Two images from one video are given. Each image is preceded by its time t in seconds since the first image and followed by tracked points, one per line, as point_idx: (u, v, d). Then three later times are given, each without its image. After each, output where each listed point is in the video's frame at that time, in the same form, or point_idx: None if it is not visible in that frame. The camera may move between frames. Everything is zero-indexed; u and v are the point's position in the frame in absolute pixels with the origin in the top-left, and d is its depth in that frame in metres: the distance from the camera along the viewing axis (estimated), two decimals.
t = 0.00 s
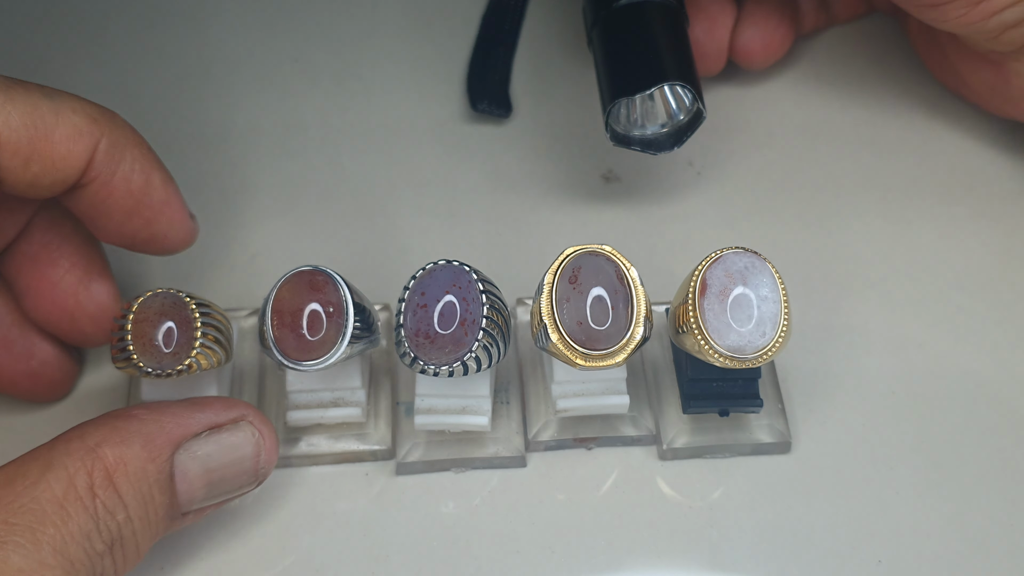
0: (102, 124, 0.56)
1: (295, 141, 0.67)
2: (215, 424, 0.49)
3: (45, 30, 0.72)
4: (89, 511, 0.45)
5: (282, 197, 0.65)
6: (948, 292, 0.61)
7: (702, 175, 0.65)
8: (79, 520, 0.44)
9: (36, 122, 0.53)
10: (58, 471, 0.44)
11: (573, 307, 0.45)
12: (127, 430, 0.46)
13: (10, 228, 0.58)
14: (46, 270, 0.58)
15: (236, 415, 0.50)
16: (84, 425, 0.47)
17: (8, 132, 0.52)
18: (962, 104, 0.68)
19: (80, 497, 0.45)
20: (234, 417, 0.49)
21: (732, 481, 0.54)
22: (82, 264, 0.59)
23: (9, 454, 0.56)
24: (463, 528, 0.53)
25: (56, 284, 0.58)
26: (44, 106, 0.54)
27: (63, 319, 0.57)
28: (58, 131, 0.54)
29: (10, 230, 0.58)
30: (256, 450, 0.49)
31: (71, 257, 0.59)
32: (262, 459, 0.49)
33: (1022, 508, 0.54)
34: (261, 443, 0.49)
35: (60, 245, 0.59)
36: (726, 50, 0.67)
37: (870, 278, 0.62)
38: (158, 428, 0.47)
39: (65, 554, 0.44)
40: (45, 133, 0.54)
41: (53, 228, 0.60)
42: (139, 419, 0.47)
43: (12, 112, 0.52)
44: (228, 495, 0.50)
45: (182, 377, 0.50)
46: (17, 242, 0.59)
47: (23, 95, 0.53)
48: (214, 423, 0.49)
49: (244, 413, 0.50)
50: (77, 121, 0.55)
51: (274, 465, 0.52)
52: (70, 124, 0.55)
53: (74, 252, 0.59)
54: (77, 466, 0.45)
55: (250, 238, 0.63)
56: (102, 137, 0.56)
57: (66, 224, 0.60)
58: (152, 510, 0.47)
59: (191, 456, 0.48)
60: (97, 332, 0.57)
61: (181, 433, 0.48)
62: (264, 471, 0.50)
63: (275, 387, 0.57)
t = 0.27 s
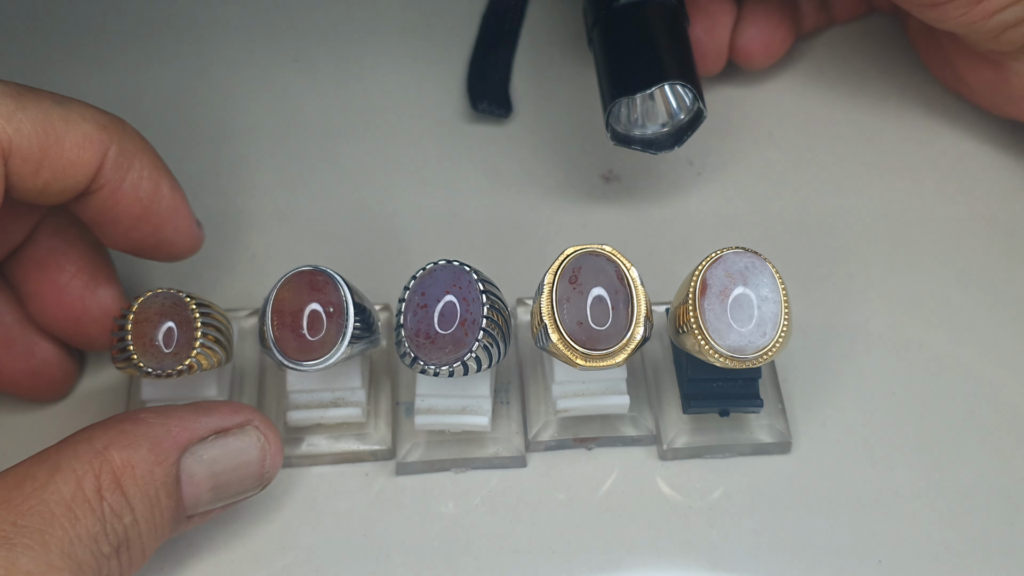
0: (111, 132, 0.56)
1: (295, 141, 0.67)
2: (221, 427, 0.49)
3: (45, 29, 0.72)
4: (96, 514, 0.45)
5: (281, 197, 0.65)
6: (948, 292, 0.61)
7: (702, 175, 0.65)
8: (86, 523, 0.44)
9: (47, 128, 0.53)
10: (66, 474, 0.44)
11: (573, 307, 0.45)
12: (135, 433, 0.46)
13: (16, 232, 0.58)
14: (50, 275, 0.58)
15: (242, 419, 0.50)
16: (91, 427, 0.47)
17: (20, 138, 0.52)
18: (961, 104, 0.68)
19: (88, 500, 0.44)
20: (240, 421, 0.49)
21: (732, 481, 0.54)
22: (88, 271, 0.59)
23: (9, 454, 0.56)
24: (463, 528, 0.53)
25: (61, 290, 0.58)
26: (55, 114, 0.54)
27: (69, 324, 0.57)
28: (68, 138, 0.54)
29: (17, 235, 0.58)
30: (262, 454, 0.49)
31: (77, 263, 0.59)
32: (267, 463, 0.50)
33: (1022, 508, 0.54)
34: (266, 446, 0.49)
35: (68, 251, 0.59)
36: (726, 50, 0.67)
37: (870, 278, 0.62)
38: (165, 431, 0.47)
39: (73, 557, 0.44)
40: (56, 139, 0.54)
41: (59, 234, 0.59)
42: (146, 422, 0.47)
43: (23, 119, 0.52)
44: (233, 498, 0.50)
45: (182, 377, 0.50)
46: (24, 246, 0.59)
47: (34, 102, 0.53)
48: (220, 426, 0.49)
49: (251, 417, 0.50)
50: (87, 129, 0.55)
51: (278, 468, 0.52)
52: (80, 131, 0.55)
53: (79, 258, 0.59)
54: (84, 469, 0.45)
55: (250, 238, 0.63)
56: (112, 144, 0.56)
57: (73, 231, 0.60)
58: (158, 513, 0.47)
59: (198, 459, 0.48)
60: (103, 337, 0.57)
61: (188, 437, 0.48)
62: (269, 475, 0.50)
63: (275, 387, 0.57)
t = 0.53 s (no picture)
0: (111, 129, 0.56)
1: (295, 141, 0.67)
2: (223, 427, 0.49)
3: (44, 29, 0.72)
4: (98, 513, 0.45)
5: (281, 197, 0.65)
6: (948, 292, 0.61)
7: (702, 175, 0.65)
8: (88, 522, 0.44)
9: (47, 126, 0.53)
10: (68, 473, 0.44)
11: (574, 307, 0.45)
12: (137, 432, 0.46)
13: (18, 233, 0.58)
14: (52, 275, 0.58)
15: (245, 419, 0.50)
16: (93, 426, 0.47)
17: (20, 135, 0.52)
18: (961, 104, 0.68)
19: (90, 499, 0.44)
20: (243, 421, 0.49)
21: (732, 481, 0.54)
22: (90, 272, 0.59)
23: (8, 455, 0.56)
24: (464, 527, 0.53)
25: (63, 291, 0.58)
26: (55, 112, 0.54)
27: (71, 325, 0.57)
28: (68, 135, 0.54)
29: (19, 236, 0.58)
30: (264, 454, 0.49)
31: (79, 264, 0.59)
32: (269, 463, 0.50)
33: (1022, 508, 0.54)
34: (268, 446, 0.49)
35: (70, 252, 0.59)
36: (726, 50, 0.67)
37: (870, 278, 0.62)
38: (168, 431, 0.47)
39: (75, 556, 0.44)
40: (56, 137, 0.53)
41: (61, 235, 0.59)
42: (148, 421, 0.47)
43: (24, 117, 0.52)
44: (234, 497, 0.50)
45: (182, 377, 0.50)
46: (26, 247, 0.59)
47: (34, 100, 0.53)
48: (222, 426, 0.49)
49: (253, 417, 0.50)
50: (87, 127, 0.55)
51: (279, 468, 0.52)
52: (80, 129, 0.55)
53: (81, 258, 0.59)
54: (87, 468, 0.45)
55: (250, 238, 0.63)
56: (112, 141, 0.56)
57: (75, 231, 0.60)
58: (160, 512, 0.47)
59: (200, 459, 0.48)
60: (104, 337, 0.57)
61: (190, 437, 0.48)
62: (270, 474, 0.50)
63: (275, 388, 0.57)
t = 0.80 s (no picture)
0: (111, 129, 0.56)
1: (295, 141, 0.67)
2: (225, 430, 0.49)
3: (44, 29, 0.72)
4: (101, 515, 0.45)
5: (281, 197, 0.65)
6: (948, 292, 0.61)
7: (702, 175, 0.65)
8: (91, 524, 0.44)
9: (46, 125, 0.53)
10: (70, 475, 0.44)
11: (574, 307, 0.45)
12: (139, 435, 0.46)
13: (20, 234, 0.58)
14: (54, 277, 0.58)
15: (248, 421, 0.50)
16: (95, 429, 0.47)
17: (20, 135, 0.52)
18: (961, 103, 0.68)
19: (92, 501, 0.44)
20: (244, 423, 0.49)
21: (732, 481, 0.54)
22: (92, 274, 0.59)
23: (9, 454, 0.56)
24: (464, 527, 0.53)
25: (65, 293, 0.58)
26: (55, 111, 0.54)
27: (73, 327, 0.57)
28: (68, 134, 0.54)
29: (21, 237, 0.58)
30: (265, 456, 0.49)
31: (80, 266, 0.59)
32: (270, 466, 0.50)
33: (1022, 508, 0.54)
34: (270, 449, 0.49)
35: (72, 255, 0.59)
36: (726, 49, 0.67)
37: (870, 278, 0.62)
38: (170, 433, 0.47)
39: (77, 558, 0.43)
40: (55, 136, 0.53)
41: (64, 236, 0.59)
42: (151, 423, 0.47)
43: (24, 117, 0.52)
44: (236, 500, 0.50)
45: (182, 377, 0.50)
46: (28, 249, 0.59)
47: (33, 99, 0.53)
48: (224, 429, 0.49)
49: (255, 420, 0.50)
50: (87, 126, 0.55)
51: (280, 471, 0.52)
52: (80, 128, 0.54)
53: (82, 260, 0.59)
54: (89, 470, 0.45)
55: (250, 238, 0.63)
56: (111, 140, 0.56)
57: (78, 233, 0.60)
58: (162, 515, 0.47)
59: (201, 461, 0.48)
60: (106, 340, 0.57)
61: (192, 439, 0.48)
62: (271, 477, 0.50)
63: (275, 388, 0.57)
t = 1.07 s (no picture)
0: (106, 124, 0.56)
1: (295, 141, 0.67)
2: (225, 432, 0.48)
3: (44, 30, 0.72)
4: (101, 516, 0.45)
5: (281, 197, 0.65)
6: (948, 292, 0.61)
7: (702, 175, 0.65)
8: (91, 526, 0.44)
9: (43, 122, 0.53)
10: (71, 476, 0.44)
11: (574, 307, 0.45)
12: (140, 436, 0.46)
13: (20, 236, 0.58)
14: (53, 278, 0.58)
15: (247, 423, 0.49)
16: (96, 429, 0.47)
17: (16, 132, 0.52)
18: (962, 104, 0.68)
19: (93, 502, 0.44)
20: (245, 425, 0.49)
21: (732, 481, 0.54)
22: (93, 276, 0.59)
23: (9, 454, 0.56)
24: (464, 528, 0.53)
25: (65, 294, 0.58)
26: (51, 108, 0.54)
27: (73, 328, 0.57)
28: (64, 131, 0.54)
29: (20, 239, 0.58)
30: (265, 458, 0.49)
31: (81, 268, 0.59)
32: (270, 468, 0.49)
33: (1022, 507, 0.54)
34: (270, 451, 0.49)
35: (72, 257, 0.59)
36: (726, 50, 0.67)
37: (870, 278, 0.62)
38: (170, 435, 0.47)
39: (78, 559, 0.44)
40: (51, 133, 0.53)
41: (64, 237, 0.59)
42: (151, 425, 0.47)
43: (20, 113, 0.52)
44: (235, 502, 0.50)
45: (182, 377, 0.50)
46: (28, 250, 0.59)
47: (29, 96, 0.53)
48: (224, 430, 0.49)
49: (255, 421, 0.50)
50: (83, 123, 0.55)
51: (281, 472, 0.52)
52: (75, 124, 0.55)
53: (82, 262, 0.59)
54: (90, 472, 0.45)
55: (250, 238, 0.63)
56: (107, 136, 0.56)
57: (78, 234, 0.60)
58: (162, 516, 0.47)
59: (202, 463, 0.48)
60: (105, 341, 0.57)
61: (192, 441, 0.48)
62: (271, 478, 0.50)
63: (275, 388, 0.57)
